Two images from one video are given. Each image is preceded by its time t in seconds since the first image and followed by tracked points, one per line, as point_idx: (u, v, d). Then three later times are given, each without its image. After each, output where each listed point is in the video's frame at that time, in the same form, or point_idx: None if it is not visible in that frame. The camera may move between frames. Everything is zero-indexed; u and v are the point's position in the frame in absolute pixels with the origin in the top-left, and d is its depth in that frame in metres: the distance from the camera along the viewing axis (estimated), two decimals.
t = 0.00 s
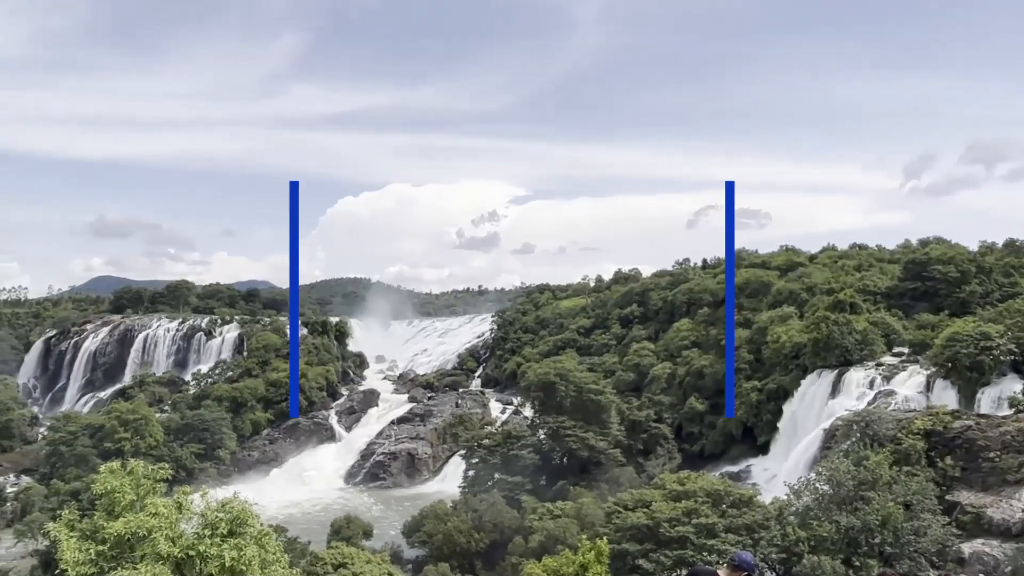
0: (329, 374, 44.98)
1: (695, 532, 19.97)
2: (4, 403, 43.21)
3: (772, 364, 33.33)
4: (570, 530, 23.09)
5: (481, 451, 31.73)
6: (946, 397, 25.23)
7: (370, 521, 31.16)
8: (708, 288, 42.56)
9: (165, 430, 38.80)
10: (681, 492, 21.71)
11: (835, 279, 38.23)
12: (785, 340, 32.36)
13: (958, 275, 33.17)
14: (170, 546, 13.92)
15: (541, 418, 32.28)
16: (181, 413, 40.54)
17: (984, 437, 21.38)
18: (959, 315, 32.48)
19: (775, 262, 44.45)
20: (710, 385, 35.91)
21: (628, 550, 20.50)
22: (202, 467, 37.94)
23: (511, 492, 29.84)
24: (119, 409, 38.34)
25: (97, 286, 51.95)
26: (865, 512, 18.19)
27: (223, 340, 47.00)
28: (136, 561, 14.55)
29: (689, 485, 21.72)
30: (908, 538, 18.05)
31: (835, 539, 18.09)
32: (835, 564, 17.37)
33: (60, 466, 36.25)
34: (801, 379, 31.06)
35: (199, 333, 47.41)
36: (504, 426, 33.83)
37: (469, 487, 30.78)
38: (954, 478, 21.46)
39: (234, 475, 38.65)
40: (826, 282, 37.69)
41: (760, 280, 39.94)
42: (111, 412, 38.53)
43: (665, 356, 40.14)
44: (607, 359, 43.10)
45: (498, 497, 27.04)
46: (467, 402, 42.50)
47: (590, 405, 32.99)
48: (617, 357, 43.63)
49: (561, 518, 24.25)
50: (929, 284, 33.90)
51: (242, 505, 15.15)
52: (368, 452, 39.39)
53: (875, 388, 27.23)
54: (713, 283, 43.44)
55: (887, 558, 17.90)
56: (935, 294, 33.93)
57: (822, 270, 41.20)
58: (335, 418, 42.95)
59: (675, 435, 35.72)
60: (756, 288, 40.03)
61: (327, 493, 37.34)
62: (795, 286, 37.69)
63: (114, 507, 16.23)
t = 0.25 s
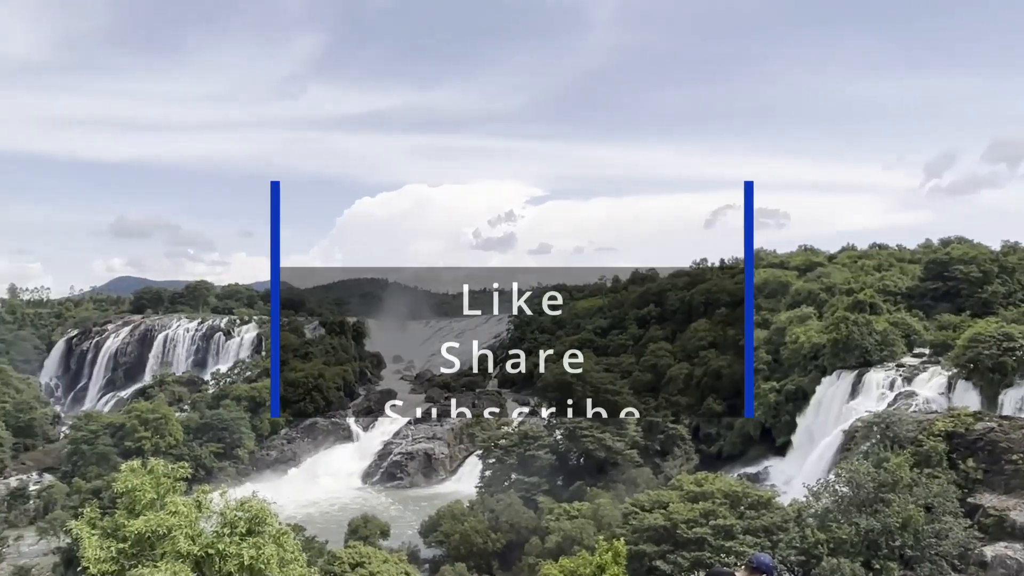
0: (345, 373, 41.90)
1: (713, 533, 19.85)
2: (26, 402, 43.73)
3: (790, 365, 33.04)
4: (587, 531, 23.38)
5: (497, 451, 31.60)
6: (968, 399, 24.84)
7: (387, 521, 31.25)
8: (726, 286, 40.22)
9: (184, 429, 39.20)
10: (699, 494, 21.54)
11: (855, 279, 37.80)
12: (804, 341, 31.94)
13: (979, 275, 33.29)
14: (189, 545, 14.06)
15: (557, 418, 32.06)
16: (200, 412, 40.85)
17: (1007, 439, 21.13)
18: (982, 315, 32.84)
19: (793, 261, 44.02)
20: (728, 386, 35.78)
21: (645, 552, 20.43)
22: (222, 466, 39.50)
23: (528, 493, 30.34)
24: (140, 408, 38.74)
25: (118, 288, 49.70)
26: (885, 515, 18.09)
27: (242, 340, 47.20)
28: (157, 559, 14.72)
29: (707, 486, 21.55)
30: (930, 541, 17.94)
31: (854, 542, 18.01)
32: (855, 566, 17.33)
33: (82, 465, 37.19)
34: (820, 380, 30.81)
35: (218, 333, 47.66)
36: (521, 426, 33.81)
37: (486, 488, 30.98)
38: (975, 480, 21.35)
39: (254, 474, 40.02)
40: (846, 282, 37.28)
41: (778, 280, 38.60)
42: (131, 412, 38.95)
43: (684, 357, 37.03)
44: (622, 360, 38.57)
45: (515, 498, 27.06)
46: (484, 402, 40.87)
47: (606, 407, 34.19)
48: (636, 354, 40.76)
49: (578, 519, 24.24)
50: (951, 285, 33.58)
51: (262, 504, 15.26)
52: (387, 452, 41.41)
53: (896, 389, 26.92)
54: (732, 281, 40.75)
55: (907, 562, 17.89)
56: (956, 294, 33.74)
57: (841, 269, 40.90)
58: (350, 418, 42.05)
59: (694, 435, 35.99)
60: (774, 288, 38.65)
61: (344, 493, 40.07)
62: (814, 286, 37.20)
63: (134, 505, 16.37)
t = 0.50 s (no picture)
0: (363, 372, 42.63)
1: (728, 534, 19.78)
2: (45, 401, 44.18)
3: (805, 366, 32.84)
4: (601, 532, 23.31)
5: (512, 451, 31.84)
6: (986, 400, 24.80)
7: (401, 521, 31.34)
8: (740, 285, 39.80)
9: (200, 428, 39.47)
10: (713, 495, 21.44)
11: (871, 278, 37.47)
12: (820, 341, 31.81)
13: (998, 274, 32.72)
14: (205, 543, 14.15)
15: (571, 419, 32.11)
16: (216, 411, 41.15)
17: None
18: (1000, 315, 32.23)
19: (808, 261, 43.63)
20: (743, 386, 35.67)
21: (659, 552, 20.42)
22: (237, 465, 39.49)
23: (541, 493, 30.08)
24: (156, 407, 39.03)
25: (137, 288, 52.34)
26: (902, 516, 17.92)
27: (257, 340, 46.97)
28: (173, 556, 14.84)
29: (721, 487, 21.44)
30: (947, 543, 17.71)
31: (870, 543, 17.95)
32: (871, 567, 17.24)
33: (99, 463, 37.50)
34: (835, 381, 30.61)
35: (234, 332, 47.80)
36: (535, 426, 33.79)
37: (500, 487, 31.07)
38: (994, 483, 21.14)
39: (268, 473, 40.05)
40: (862, 281, 36.96)
41: (793, 280, 38.38)
42: (148, 411, 39.24)
43: (698, 356, 37.83)
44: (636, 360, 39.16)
45: (528, 498, 27.05)
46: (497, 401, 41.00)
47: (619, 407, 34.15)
48: (649, 360, 39.31)
49: (592, 519, 24.22)
50: (969, 284, 33.24)
51: (276, 502, 15.33)
52: (399, 452, 40.79)
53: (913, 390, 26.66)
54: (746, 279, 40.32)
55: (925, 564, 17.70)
56: (974, 294, 33.35)
57: (857, 269, 40.56)
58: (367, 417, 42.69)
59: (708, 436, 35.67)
60: (789, 288, 38.47)
61: (358, 494, 39.26)
62: (830, 285, 36.92)
63: (150, 504, 16.51)
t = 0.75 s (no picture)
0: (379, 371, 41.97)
1: (747, 535, 19.67)
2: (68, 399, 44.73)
3: (826, 366, 32.58)
4: (619, 531, 23.28)
5: (530, 450, 31.86)
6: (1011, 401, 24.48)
7: (419, 519, 31.45)
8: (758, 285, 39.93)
9: (221, 426, 39.81)
10: (732, 496, 21.29)
11: (892, 277, 37.07)
12: (840, 340, 31.57)
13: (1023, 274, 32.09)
14: (226, 540, 14.26)
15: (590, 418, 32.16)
16: (236, 410, 41.53)
17: None
18: None
19: (829, 260, 43.18)
20: (762, 386, 35.48)
21: (678, 553, 20.37)
22: (257, 463, 39.76)
23: (559, 492, 30.05)
24: (177, 405, 39.38)
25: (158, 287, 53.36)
26: (924, 518, 17.70)
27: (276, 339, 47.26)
28: (194, 553, 14.96)
29: (741, 487, 21.30)
30: (970, 546, 17.45)
31: (892, 544, 17.76)
32: (893, 569, 17.10)
33: (121, 460, 37.92)
34: (856, 380, 30.34)
35: (253, 331, 48.11)
36: (554, 425, 33.77)
37: (518, 486, 31.18)
38: (1018, 484, 20.83)
39: (288, 471, 40.48)
40: (884, 281, 36.56)
41: (813, 280, 38.04)
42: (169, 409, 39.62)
43: (717, 355, 37.73)
44: (655, 359, 38.79)
45: (547, 497, 27.04)
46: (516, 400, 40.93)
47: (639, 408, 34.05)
48: (668, 360, 38.79)
49: (610, 519, 24.19)
50: (993, 284, 32.81)
51: (297, 500, 15.39)
52: (417, 450, 40.91)
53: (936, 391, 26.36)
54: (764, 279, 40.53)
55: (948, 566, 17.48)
56: (998, 293, 32.90)
57: (878, 268, 40.15)
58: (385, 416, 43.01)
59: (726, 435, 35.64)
60: (809, 288, 38.15)
61: (377, 493, 39.33)
62: (850, 285, 36.61)
63: (172, 501, 16.65)
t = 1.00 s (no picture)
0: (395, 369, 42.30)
1: (764, 535, 19.56)
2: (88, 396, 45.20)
3: (843, 365, 32.34)
4: (634, 530, 23.27)
5: (545, 449, 31.85)
6: None
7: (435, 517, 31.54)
8: (775, 284, 39.66)
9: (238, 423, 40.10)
10: (748, 495, 21.20)
11: (911, 276, 36.70)
12: (858, 339, 31.33)
13: None
14: (243, 537, 14.39)
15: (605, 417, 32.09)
16: (253, 408, 41.84)
17: None
18: None
19: (846, 259, 42.79)
20: (779, 385, 35.24)
21: (693, 552, 20.31)
22: (273, 460, 40.01)
23: (574, 491, 30.03)
24: (195, 402, 39.67)
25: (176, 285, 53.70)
26: (943, 519, 17.54)
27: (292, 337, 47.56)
28: (212, 549, 15.10)
29: (757, 487, 21.19)
30: (990, 546, 17.14)
31: (911, 546, 17.67)
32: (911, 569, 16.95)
33: (140, 457, 38.28)
34: (874, 380, 30.11)
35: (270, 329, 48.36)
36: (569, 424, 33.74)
37: (533, 484, 31.19)
38: None
39: (304, 468, 40.70)
40: (902, 280, 36.20)
41: (831, 279, 37.64)
42: (187, 406, 39.93)
43: (732, 355, 37.77)
44: (670, 358, 38.46)
45: (562, 496, 27.04)
46: (531, 399, 40.82)
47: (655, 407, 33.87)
48: (684, 359, 38.58)
49: (625, 518, 24.15)
50: (1014, 282, 32.44)
51: (313, 497, 15.48)
52: (432, 448, 41.04)
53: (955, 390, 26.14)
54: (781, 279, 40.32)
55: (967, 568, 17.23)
56: (1019, 292, 32.50)
57: (896, 267, 39.77)
58: (400, 414, 43.07)
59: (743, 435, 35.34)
60: (827, 286, 37.79)
61: (393, 491, 39.35)
62: (868, 283, 36.24)
63: (190, 498, 16.80)
